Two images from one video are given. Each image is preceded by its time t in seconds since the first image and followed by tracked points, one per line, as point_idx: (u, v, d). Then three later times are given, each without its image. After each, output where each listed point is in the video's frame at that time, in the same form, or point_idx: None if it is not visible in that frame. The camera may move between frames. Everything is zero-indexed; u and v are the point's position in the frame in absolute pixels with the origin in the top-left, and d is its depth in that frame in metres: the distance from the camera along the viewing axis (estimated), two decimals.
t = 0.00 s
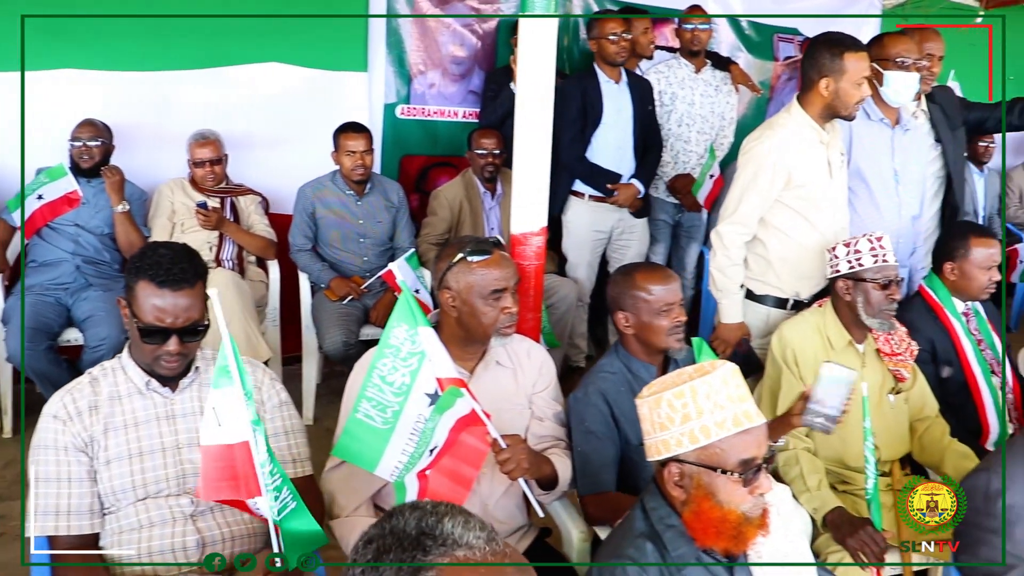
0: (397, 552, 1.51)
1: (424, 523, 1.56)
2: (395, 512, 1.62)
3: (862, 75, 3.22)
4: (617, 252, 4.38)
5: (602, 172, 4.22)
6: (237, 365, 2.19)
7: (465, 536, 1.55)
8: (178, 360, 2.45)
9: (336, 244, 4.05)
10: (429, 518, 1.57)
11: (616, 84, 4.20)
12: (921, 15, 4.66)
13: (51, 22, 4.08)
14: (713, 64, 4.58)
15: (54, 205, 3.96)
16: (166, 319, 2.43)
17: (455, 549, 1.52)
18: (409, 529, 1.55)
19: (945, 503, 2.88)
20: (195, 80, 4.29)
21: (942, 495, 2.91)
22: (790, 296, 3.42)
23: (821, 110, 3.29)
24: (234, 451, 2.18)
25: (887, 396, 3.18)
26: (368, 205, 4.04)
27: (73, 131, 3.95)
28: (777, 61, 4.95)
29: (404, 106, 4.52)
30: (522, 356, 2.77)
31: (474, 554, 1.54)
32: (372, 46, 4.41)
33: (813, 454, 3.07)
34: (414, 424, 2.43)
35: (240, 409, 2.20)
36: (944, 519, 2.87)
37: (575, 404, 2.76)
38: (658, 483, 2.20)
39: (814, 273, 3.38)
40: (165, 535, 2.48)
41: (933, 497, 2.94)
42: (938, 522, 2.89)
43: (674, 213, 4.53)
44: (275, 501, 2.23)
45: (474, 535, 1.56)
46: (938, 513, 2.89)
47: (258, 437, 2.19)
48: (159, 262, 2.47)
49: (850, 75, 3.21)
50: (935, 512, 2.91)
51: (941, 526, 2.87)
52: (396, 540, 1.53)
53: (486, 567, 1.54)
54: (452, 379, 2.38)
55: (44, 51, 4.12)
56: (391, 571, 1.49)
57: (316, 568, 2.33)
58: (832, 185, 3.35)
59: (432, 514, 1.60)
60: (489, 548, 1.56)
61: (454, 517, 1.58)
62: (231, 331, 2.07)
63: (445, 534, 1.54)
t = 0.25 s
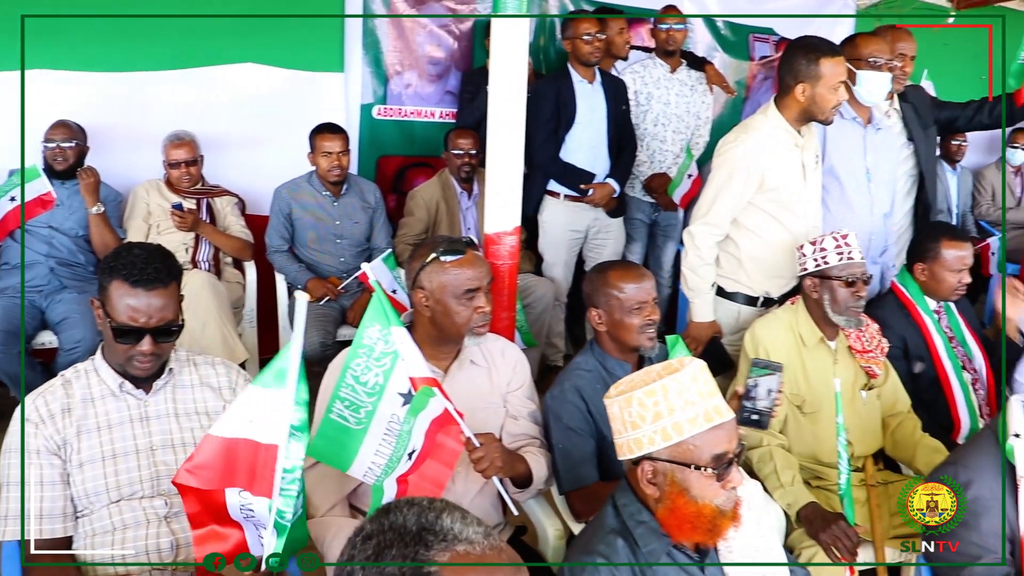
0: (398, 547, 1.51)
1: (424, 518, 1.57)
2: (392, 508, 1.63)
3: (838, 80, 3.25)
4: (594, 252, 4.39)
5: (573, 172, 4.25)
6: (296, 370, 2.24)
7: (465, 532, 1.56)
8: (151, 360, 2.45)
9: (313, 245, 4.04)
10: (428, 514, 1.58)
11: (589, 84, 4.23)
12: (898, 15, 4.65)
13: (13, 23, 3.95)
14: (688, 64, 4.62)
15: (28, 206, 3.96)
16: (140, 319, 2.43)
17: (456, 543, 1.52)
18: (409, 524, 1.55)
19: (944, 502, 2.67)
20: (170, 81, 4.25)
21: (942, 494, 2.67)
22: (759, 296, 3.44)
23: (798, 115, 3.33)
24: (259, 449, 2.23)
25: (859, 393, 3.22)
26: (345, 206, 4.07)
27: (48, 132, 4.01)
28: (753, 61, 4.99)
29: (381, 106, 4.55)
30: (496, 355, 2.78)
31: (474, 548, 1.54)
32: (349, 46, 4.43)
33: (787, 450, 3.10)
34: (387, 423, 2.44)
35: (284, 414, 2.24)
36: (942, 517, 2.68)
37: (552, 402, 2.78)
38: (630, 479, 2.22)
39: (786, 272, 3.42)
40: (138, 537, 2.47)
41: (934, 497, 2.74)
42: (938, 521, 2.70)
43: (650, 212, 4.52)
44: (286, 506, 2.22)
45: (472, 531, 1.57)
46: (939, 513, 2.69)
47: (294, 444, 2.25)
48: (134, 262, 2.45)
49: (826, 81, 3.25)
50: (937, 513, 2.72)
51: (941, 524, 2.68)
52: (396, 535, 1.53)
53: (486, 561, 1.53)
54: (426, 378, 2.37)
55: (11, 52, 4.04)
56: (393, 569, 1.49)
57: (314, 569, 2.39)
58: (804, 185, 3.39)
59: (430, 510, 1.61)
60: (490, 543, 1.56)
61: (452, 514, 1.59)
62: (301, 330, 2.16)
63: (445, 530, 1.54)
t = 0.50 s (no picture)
0: (363, 544, 1.50)
1: (391, 517, 1.56)
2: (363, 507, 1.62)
3: (814, 84, 3.28)
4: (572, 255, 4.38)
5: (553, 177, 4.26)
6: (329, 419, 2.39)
7: (430, 529, 1.53)
8: (128, 365, 2.46)
9: (293, 250, 4.08)
10: (395, 512, 1.57)
11: (567, 88, 4.29)
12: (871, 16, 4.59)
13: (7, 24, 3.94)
14: (666, 68, 4.66)
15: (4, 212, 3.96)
16: (118, 324, 2.43)
17: (420, 541, 1.50)
18: (377, 522, 1.54)
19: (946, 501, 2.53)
20: (148, 86, 4.26)
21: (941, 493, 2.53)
22: (738, 297, 3.48)
23: (775, 118, 3.37)
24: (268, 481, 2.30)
25: (836, 393, 3.26)
26: (324, 211, 4.08)
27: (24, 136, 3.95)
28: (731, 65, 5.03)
29: (360, 111, 4.55)
30: (474, 359, 2.79)
31: (438, 546, 1.51)
32: (328, 51, 4.43)
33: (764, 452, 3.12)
34: (364, 427, 2.48)
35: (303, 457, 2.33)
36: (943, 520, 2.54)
37: (530, 404, 2.80)
38: (604, 480, 2.24)
39: (761, 275, 3.46)
40: (116, 544, 2.47)
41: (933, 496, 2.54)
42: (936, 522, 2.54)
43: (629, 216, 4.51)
44: (297, 540, 2.36)
45: (438, 529, 1.54)
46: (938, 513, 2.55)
47: (322, 488, 2.40)
48: (112, 267, 2.44)
49: (802, 85, 3.28)
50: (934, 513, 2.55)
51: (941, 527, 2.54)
52: (361, 533, 1.53)
53: (451, 560, 1.50)
54: (403, 382, 2.40)
55: None
56: (358, 569, 1.47)
57: None
58: (779, 189, 3.43)
59: (399, 508, 1.59)
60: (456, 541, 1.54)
61: (419, 512, 1.57)
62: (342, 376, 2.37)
63: (409, 527, 1.52)
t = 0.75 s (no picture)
0: (320, 540, 1.51)
1: (352, 515, 1.55)
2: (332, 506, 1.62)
3: (789, 89, 3.32)
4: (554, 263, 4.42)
5: (535, 185, 4.35)
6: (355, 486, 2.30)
7: (386, 529, 1.52)
8: (109, 374, 2.45)
9: (275, 259, 4.09)
10: (356, 511, 1.56)
11: (550, 97, 4.32)
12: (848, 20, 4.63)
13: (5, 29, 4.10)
14: (646, 76, 4.70)
15: None
16: (99, 332, 2.42)
17: (374, 540, 1.50)
18: (336, 519, 1.54)
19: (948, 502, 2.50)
20: (128, 95, 4.28)
21: (942, 493, 2.51)
22: (720, 303, 3.50)
23: (751, 123, 3.41)
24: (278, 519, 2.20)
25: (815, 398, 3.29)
26: (305, 220, 4.09)
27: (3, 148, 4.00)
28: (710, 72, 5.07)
29: (341, 120, 4.57)
30: (454, 365, 2.81)
31: (392, 546, 1.50)
32: (308, 60, 4.46)
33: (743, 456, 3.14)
34: (344, 436, 2.46)
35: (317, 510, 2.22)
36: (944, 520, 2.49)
37: (512, 409, 2.82)
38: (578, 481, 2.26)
39: (740, 280, 3.49)
40: (96, 553, 2.48)
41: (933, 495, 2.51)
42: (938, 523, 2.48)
43: (611, 224, 4.48)
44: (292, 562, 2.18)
45: (395, 528, 1.53)
46: (939, 514, 2.49)
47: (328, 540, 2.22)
48: (93, 276, 2.44)
49: (778, 90, 3.31)
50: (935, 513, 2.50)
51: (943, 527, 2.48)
52: (320, 530, 1.53)
53: (405, 560, 1.48)
54: (382, 390, 2.45)
55: None
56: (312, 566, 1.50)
57: None
58: (757, 196, 3.47)
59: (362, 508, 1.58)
60: (413, 542, 1.51)
61: (379, 511, 1.56)
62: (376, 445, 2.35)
63: (366, 526, 1.51)
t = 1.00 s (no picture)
0: (288, 531, 1.54)
1: (319, 507, 1.57)
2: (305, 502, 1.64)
3: (769, 91, 3.35)
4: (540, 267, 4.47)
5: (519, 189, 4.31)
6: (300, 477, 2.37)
7: (349, 518, 1.53)
8: (95, 382, 2.46)
9: (261, 267, 4.09)
10: (324, 504, 1.58)
11: (535, 102, 4.31)
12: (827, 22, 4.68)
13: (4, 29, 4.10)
14: (629, 80, 4.71)
15: None
16: (85, 340, 2.43)
17: (338, 529, 1.51)
18: (303, 512, 1.56)
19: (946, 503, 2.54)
20: (113, 104, 4.29)
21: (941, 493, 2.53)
22: (705, 305, 3.53)
23: (732, 124, 3.43)
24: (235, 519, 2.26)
25: (799, 397, 3.32)
26: (291, 227, 4.11)
27: None
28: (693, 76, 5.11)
29: (325, 127, 4.59)
30: (439, 369, 2.83)
31: (355, 534, 1.50)
32: (292, 68, 4.48)
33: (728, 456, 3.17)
34: (331, 441, 2.44)
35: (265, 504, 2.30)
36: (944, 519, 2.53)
37: (498, 412, 2.83)
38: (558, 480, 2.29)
39: (723, 282, 3.52)
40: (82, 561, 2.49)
41: (932, 495, 2.53)
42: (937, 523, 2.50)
43: (596, 227, 4.59)
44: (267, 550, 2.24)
45: (358, 518, 1.54)
46: (939, 514, 2.51)
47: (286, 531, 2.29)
48: (79, 284, 2.46)
49: (758, 90, 3.34)
50: (936, 513, 2.52)
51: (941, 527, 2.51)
52: (289, 522, 1.55)
53: (365, 546, 1.48)
54: (366, 395, 2.47)
55: None
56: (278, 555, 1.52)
57: None
58: (739, 197, 3.50)
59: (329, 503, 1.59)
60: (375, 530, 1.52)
61: (346, 504, 1.57)
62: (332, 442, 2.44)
63: (331, 516, 1.53)
